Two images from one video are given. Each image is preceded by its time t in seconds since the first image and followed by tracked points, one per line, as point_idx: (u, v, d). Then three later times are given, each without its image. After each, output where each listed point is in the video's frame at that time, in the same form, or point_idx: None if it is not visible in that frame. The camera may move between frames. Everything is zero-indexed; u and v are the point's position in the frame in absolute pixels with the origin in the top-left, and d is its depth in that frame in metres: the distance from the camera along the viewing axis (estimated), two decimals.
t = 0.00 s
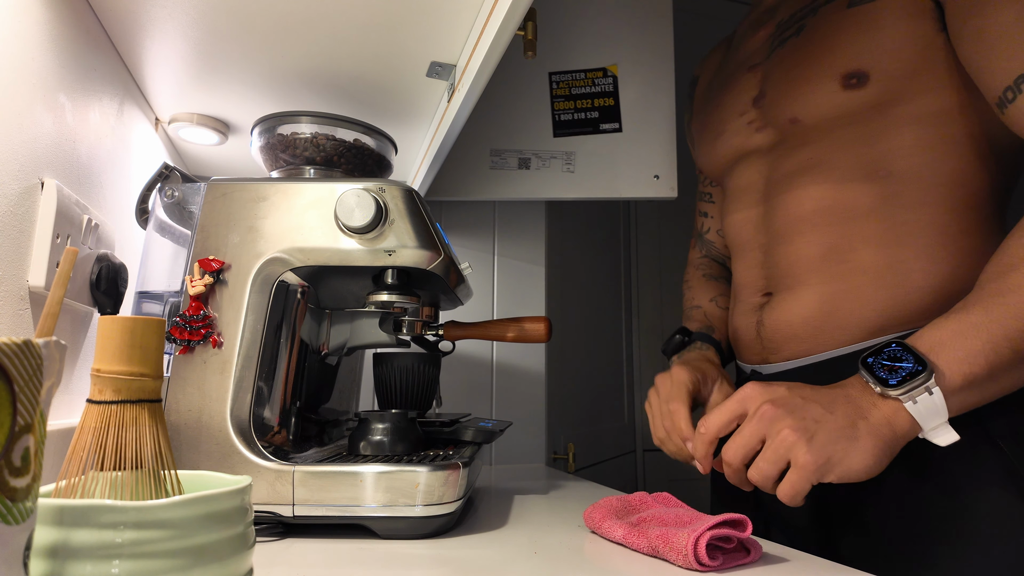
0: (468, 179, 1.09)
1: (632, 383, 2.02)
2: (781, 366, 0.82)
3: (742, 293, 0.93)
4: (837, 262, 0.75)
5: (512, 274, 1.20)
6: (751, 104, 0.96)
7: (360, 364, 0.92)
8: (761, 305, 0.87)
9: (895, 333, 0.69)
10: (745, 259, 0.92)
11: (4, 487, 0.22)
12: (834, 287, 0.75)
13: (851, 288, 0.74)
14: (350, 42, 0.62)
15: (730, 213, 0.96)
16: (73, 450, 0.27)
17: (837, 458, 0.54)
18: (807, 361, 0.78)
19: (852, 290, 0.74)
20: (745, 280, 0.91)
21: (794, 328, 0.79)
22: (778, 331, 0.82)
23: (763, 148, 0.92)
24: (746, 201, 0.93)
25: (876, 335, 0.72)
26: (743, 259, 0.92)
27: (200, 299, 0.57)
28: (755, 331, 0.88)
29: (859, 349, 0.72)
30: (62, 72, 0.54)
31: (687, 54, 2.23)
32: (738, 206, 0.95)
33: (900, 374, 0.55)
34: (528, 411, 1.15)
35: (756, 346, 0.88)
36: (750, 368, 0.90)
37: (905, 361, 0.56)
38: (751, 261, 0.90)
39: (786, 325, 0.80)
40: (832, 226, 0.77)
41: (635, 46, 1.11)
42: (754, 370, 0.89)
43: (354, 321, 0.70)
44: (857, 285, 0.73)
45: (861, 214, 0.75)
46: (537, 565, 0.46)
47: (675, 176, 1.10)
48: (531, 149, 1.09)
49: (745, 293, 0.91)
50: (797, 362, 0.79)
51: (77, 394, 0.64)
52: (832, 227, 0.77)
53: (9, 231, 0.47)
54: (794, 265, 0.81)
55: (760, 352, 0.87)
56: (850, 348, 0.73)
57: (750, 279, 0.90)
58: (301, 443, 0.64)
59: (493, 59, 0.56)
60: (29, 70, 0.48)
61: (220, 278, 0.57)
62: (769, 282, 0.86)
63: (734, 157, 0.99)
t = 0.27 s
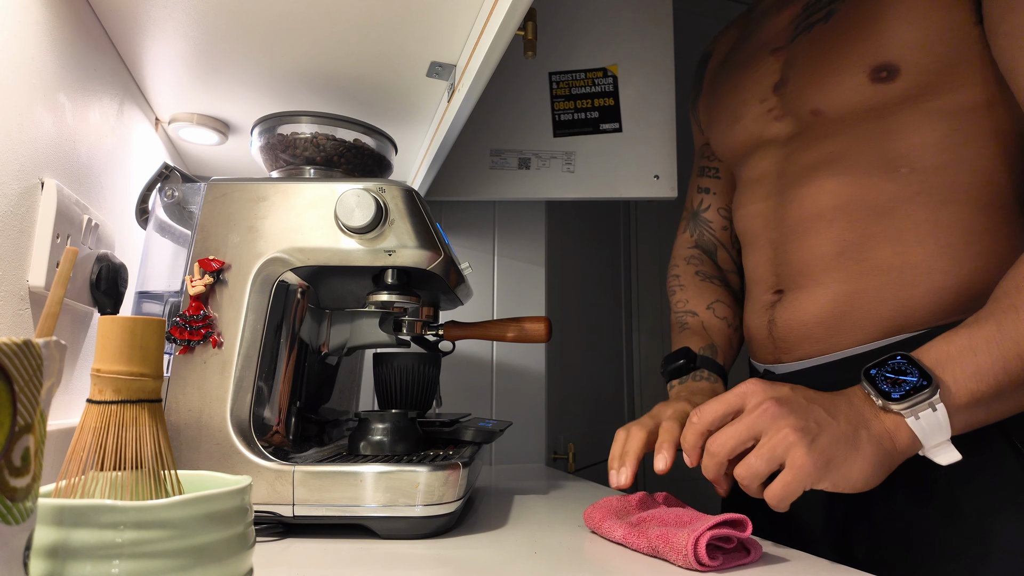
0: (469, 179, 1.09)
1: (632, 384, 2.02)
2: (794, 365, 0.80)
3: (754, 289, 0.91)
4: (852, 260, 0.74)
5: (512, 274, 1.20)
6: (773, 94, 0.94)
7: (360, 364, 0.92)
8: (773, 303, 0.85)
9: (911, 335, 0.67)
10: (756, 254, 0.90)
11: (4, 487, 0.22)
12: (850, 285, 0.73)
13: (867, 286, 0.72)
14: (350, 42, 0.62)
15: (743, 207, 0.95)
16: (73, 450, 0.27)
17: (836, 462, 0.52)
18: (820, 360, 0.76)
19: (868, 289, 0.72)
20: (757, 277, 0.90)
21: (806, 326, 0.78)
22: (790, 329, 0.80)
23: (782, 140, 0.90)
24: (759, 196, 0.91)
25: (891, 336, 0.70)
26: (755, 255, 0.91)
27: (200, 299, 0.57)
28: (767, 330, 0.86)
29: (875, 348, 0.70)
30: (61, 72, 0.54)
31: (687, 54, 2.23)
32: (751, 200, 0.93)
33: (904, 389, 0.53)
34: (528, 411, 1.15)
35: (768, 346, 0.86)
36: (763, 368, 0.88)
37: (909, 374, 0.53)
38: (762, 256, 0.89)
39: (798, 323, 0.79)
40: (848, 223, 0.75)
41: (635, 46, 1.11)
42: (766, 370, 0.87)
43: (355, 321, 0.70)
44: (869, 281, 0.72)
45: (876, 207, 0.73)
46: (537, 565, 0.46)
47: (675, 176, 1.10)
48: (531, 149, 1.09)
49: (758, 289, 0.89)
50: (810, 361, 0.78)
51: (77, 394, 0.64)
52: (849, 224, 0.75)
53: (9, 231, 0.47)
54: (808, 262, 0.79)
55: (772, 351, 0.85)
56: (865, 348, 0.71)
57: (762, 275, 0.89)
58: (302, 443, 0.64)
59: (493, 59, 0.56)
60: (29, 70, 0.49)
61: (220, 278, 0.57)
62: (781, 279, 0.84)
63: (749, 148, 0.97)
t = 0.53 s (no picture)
0: (469, 179, 1.09)
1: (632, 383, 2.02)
2: (813, 362, 0.81)
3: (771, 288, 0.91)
4: (871, 257, 0.73)
5: (512, 274, 1.20)
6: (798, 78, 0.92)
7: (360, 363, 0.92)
8: (792, 300, 0.86)
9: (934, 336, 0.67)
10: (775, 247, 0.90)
11: (4, 487, 0.22)
12: (868, 283, 0.73)
13: (885, 284, 0.71)
14: (350, 42, 0.62)
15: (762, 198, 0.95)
16: (73, 450, 0.27)
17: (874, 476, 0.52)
18: (839, 358, 0.77)
19: (886, 287, 0.71)
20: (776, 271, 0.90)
21: (824, 323, 0.78)
22: (810, 326, 0.81)
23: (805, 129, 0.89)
24: (779, 187, 0.91)
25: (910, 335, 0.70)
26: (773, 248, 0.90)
27: (200, 299, 0.57)
28: (784, 330, 0.87)
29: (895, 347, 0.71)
30: (61, 72, 0.54)
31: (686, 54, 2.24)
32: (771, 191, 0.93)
33: (952, 401, 0.52)
34: (528, 411, 1.15)
35: (786, 344, 0.87)
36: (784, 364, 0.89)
37: (958, 386, 0.52)
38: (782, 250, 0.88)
39: (816, 319, 0.79)
40: (868, 220, 0.75)
41: (634, 46, 1.11)
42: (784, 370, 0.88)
43: (355, 321, 0.70)
44: (886, 279, 0.71)
45: (895, 204, 0.72)
46: (537, 565, 0.46)
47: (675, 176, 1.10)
48: (531, 149, 1.09)
49: (776, 285, 0.89)
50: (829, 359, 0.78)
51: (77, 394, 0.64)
52: (869, 220, 0.74)
53: (9, 231, 0.47)
54: (826, 258, 0.79)
55: (790, 349, 0.86)
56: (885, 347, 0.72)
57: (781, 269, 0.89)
58: (302, 443, 0.64)
59: (492, 59, 0.56)
60: (29, 70, 0.49)
61: (220, 278, 0.57)
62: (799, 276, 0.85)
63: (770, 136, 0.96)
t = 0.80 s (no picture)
0: (469, 179, 1.09)
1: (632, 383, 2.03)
2: (867, 364, 0.81)
3: (810, 285, 0.91)
4: (923, 253, 0.73)
5: (512, 274, 1.20)
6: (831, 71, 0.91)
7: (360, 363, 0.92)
8: (835, 298, 0.85)
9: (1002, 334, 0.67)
10: (811, 244, 0.90)
11: (4, 487, 0.22)
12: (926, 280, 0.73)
13: (943, 281, 0.71)
14: (350, 41, 0.62)
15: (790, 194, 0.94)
16: (73, 450, 0.27)
17: None
18: (898, 359, 0.76)
19: (942, 283, 0.71)
20: (815, 271, 0.90)
21: (877, 321, 0.78)
22: (860, 326, 0.81)
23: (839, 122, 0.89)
24: (811, 182, 0.90)
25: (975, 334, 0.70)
26: (809, 246, 0.91)
27: (200, 299, 0.57)
28: (829, 330, 0.87)
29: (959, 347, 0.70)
30: (61, 72, 0.54)
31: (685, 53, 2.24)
32: (801, 186, 0.92)
33: None
34: (528, 411, 1.15)
35: (832, 343, 0.87)
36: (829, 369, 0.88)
37: None
38: (819, 249, 0.88)
39: (868, 318, 0.79)
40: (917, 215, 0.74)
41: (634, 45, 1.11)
42: (831, 372, 0.88)
43: (355, 321, 0.70)
44: (942, 276, 0.71)
45: (948, 199, 0.71)
46: (537, 565, 0.46)
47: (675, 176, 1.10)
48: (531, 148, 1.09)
49: (813, 286, 0.90)
50: (885, 360, 0.78)
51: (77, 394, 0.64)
52: (918, 214, 0.74)
53: (9, 231, 0.47)
54: (874, 256, 0.79)
55: (838, 351, 0.85)
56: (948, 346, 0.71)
57: (821, 269, 0.88)
58: (302, 443, 0.64)
59: (492, 59, 0.55)
60: (29, 71, 0.49)
61: (220, 278, 0.57)
62: (841, 274, 0.85)
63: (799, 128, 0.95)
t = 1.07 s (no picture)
0: (469, 179, 1.09)
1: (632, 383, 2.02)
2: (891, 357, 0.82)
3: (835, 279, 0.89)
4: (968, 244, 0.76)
5: (512, 274, 1.20)
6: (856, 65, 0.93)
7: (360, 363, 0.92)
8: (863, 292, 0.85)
9: None
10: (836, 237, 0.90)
11: (4, 487, 0.22)
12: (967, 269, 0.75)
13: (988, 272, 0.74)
14: (350, 41, 0.62)
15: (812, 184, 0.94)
16: (73, 450, 0.27)
17: None
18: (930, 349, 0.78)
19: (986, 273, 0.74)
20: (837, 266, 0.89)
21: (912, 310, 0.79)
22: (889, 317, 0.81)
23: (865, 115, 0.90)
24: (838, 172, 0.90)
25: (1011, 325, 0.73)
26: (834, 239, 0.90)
27: (200, 299, 0.57)
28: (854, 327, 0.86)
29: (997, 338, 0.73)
30: (61, 72, 0.54)
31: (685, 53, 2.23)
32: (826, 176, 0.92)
33: None
34: (528, 411, 1.15)
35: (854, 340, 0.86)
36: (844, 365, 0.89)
37: None
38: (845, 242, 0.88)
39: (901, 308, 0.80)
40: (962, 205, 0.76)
41: (634, 45, 1.11)
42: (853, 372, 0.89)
43: (355, 321, 0.70)
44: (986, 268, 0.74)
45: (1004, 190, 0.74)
46: (537, 565, 0.46)
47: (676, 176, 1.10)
48: (531, 148, 1.09)
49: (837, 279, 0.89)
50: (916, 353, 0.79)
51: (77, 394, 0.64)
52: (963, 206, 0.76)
53: (9, 231, 0.47)
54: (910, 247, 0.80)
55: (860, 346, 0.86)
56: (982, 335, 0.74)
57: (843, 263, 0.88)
58: (302, 443, 0.64)
59: (492, 59, 0.55)
60: (29, 70, 0.49)
61: (220, 278, 0.57)
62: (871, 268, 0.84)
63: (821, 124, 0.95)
